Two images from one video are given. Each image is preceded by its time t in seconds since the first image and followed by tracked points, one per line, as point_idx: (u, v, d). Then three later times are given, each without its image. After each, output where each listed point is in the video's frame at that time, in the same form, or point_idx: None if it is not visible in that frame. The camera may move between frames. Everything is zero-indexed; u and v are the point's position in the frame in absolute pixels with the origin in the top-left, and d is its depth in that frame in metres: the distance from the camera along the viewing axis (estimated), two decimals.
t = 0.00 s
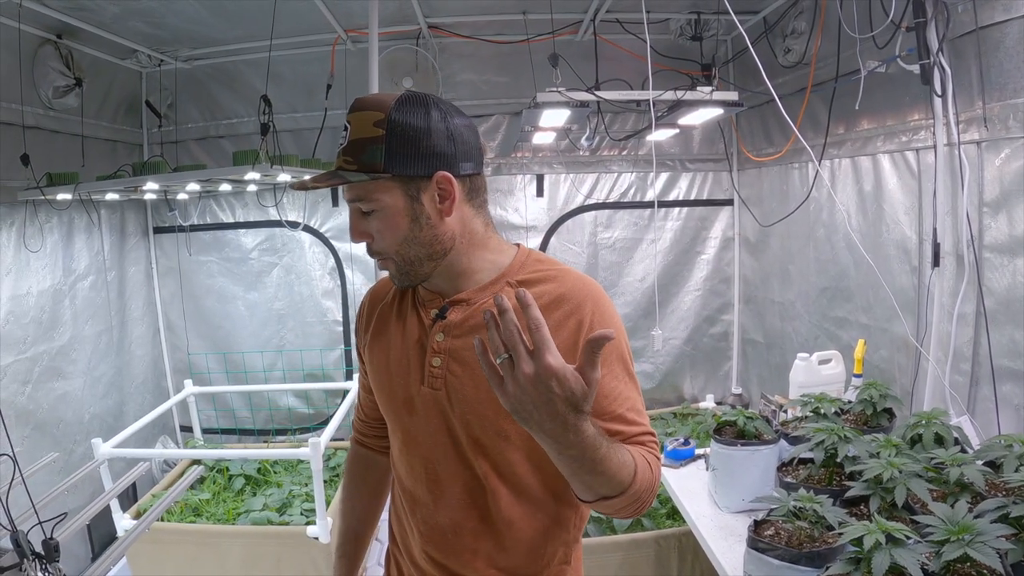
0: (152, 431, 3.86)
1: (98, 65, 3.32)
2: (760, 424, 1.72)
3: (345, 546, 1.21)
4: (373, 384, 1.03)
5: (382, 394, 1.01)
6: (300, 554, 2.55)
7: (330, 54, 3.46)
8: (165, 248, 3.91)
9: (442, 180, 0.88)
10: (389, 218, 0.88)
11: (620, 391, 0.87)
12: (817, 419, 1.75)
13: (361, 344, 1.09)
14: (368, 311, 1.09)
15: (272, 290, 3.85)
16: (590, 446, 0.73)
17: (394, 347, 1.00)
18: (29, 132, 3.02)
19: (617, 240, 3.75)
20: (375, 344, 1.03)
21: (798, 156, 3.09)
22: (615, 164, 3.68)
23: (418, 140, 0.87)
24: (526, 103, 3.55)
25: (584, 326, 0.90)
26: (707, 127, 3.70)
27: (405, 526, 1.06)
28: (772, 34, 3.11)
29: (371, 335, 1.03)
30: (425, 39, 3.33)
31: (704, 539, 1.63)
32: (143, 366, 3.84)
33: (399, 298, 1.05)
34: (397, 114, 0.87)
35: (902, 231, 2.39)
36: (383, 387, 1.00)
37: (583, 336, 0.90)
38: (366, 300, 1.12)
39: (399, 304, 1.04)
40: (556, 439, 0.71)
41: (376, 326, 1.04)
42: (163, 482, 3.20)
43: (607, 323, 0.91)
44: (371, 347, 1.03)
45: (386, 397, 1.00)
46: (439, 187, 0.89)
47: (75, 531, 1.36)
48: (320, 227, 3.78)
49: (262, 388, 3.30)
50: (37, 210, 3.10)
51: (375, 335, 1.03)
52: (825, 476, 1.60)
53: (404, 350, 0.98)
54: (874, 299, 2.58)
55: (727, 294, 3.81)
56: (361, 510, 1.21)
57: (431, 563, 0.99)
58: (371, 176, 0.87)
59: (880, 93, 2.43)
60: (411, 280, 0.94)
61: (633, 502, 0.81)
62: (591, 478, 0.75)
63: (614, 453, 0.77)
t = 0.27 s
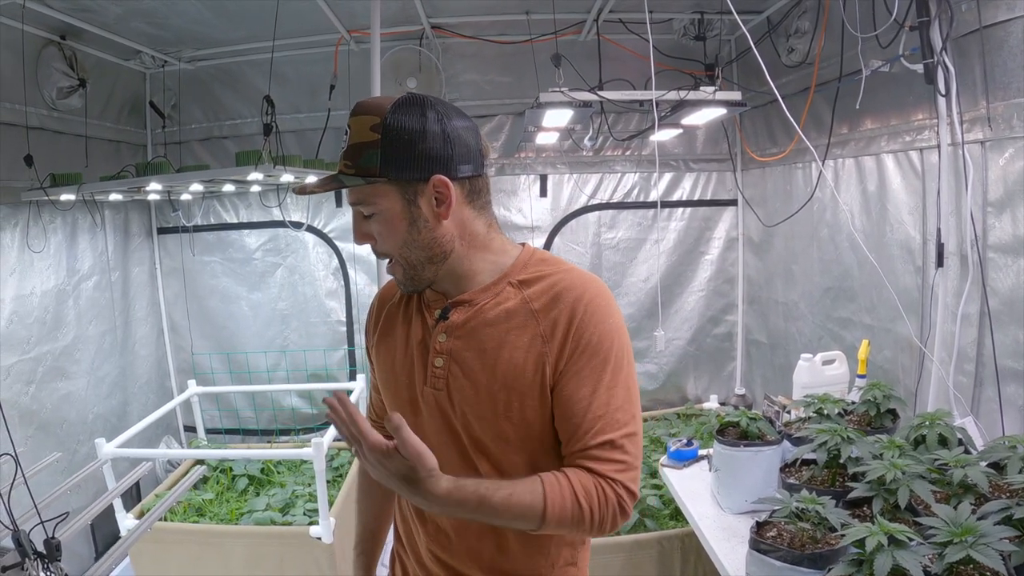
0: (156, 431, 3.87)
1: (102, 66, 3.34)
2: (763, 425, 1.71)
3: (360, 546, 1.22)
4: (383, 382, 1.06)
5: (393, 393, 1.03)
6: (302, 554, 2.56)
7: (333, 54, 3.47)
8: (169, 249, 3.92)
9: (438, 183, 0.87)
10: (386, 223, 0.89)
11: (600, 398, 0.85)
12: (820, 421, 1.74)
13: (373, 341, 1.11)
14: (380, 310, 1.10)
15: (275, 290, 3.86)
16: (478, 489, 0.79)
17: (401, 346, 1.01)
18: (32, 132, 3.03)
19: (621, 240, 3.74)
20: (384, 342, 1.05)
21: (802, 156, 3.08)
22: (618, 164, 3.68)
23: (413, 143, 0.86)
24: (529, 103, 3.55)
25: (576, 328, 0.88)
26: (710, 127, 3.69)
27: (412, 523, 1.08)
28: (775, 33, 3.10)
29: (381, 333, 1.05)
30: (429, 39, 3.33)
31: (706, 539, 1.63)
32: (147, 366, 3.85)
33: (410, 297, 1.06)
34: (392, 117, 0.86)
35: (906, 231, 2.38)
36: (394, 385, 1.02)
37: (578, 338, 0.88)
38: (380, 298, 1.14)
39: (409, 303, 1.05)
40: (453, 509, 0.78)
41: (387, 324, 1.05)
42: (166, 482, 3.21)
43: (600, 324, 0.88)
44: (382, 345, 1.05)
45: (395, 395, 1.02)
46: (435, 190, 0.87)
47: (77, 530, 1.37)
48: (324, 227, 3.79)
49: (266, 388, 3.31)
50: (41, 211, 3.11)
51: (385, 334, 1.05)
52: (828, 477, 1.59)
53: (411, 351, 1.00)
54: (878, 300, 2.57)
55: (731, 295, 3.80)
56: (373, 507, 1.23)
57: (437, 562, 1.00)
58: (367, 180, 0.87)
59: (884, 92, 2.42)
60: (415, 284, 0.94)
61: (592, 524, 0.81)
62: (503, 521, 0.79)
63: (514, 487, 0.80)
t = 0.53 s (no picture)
0: (160, 431, 3.88)
1: (106, 66, 3.35)
2: (767, 425, 1.70)
3: (375, 545, 1.23)
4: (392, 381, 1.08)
5: (400, 393, 1.05)
6: (305, 555, 2.56)
7: (336, 54, 3.47)
8: (173, 249, 3.94)
9: (435, 182, 0.85)
10: (383, 223, 0.88)
11: (537, 399, 0.78)
12: (825, 421, 1.73)
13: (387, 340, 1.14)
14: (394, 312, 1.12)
15: (279, 290, 3.86)
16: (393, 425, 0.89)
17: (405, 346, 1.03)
18: (36, 133, 3.04)
19: (625, 240, 3.73)
20: (394, 344, 1.07)
21: (806, 156, 3.07)
22: (622, 164, 3.67)
23: (407, 143, 0.85)
24: (533, 104, 3.55)
25: (540, 324, 0.83)
26: (715, 126, 3.68)
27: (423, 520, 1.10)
28: (779, 33, 3.09)
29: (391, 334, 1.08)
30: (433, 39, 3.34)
31: (710, 541, 1.62)
32: (151, 366, 3.86)
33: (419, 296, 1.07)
34: (387, 117, 0.85)
35: (910, 231, 2.37)
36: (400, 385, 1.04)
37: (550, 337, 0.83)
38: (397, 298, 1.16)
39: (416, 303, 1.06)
40: (374, 432, 0.91)
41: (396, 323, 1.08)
42: (170, 482, 3.22)
43: (563, 319, 0.82)
44: (391, 345, 1.08)
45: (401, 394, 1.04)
46: (432, 188, 0.86)
47: (80, 529, 1.38)
48: (327, 228, 3.78)
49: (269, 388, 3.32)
50: (44, 211, 3.12)
51: (395, 335, 1.07)
52: (832, 478, 1.58)
53: (412, 351, 1.01)
54: (882, 300, 2.55)
55: (736, 295, 3.79)
56: (388, 508, 1.24)
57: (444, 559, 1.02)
58: (363, 181, 0.86)
59: (888, 92, 2.41)
60: (410, 283, 0.94)
61: (475, 515, 0.79)
62: (404, 466, 0.85)
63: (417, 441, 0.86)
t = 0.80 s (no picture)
0: (164, 430, 3.90)
1: (110, 66, 3.36)
2: (771, 426, 1.69)
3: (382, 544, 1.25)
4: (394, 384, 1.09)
5: (401, 394, 1.06)
6: (308, 554, 2.56)
7: (340, 55, 3.47)
8: (176, 249, 3.95)
9: (425, 183, 0.85)
10: (374, 227, 0.88)
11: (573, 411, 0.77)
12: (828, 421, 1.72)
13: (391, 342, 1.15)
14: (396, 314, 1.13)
15: (282, 291, 3.87)
16: (432, 493, 0.73)
17: (404, 350, 1.03)
18: (40, 133, 3.06)
19: (629, 240, 3.73)
20: (395, 347, 1.08)
21: (809, 156, 3.06)
22: (626, 164, 3.67)
23: (396, 146, 0.85)
24: (536, 104, 3.55)
25: (548, 337, 0.81)
26: (718, 126, 3.67)
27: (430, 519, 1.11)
28: (783, 32, 3.08)
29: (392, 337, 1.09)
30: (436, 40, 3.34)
31: (714, 541, 1.61)
32: (155, 366, 3.88)
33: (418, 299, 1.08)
34: (375, 121, 0.85)
35: (914, 231, 2.36)
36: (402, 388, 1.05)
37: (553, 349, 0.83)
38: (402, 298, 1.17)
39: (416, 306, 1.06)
40: (403, 513, 0.72)
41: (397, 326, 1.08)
42: (173, 482, 3.23)
43: (567, 332, 0.81)
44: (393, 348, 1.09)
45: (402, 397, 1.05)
46: (422, 191, 0.86)
47: (83, 528, 1.39)
48: (331, 228, 3.80)
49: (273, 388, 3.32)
50: (48, 212, 3.14)
51: (396, 337, 1.08)
52: (836, 478, 1.58)
53: (411, 356, 1.02)
54: (886, 300, 2.55)
55: (740, 295, 3.78)
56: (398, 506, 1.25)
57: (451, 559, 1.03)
58: (353, 186, 0.86)
59: (892, 92, 2.41)
60: (405, 286, 0.94)
61: (560, 547, 0.74)
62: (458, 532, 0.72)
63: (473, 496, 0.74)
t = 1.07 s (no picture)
0: (167, 430, 3.91)
1: (114, 67, 3.37)
2: (774, 426, 1.69)
3: (370, 549, 1.23)
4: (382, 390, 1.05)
5: (391, 400, 1.02)
6: (310, 554, 2.56)
7: (343, 55, 3.48)
8: (180, 249, 3.96)
9: (467, 176, 0.90)
10: (425, 227, 0.84)
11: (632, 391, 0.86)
12: (832, 422, 1.71)
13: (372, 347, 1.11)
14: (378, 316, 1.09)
15: (285, 291, 3.88)
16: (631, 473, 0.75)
17: (396, 354, 1.00)
18: (43, 133, 3.07)
19: (632, 240, 3.72)
20: (380, 353, 1.03)
21: (813, 156, 3.05)
22: (630, 164, 3.66)
23: (441, 140, 0.87)
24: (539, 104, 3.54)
25: (587, 332, 0.87)
26: (722, 126, 3.66)
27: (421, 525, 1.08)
28: (786, 32, 3.07)
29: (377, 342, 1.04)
30: (439, 40, 3.34)
31: (717, 542, 1.61)
32: (158, 366, 3.89)
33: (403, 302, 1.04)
34: (418, 117, 0.86)
35: (918, 231, 2.35)
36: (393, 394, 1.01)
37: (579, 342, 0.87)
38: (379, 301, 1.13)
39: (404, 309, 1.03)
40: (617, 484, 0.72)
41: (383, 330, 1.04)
42: (176, 482, 3.24)
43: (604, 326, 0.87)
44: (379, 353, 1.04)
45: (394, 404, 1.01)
46: (462, 184, 0.90)
47: (85, 528, 1.40)
48: (334, 228, 3.80)
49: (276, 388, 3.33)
50: (52, 212, 3.15)
51: (381, 343, 1.03)
52: (839, 479, 1.57)
53: (407, 361, 0.98)
54: (889, 300, 2.54)
55: (743, 295, 3.77)
56: (382, 510, 1.23)
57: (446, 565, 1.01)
58: (410, 182, 0.84)
59: (896, 91, 2.40)
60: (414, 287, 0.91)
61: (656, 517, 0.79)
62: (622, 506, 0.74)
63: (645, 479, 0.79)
